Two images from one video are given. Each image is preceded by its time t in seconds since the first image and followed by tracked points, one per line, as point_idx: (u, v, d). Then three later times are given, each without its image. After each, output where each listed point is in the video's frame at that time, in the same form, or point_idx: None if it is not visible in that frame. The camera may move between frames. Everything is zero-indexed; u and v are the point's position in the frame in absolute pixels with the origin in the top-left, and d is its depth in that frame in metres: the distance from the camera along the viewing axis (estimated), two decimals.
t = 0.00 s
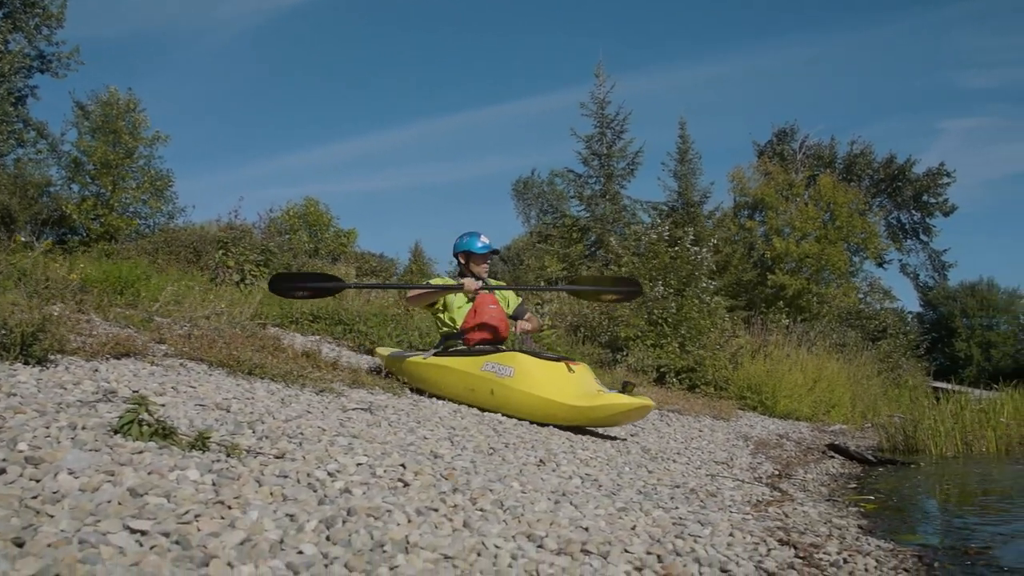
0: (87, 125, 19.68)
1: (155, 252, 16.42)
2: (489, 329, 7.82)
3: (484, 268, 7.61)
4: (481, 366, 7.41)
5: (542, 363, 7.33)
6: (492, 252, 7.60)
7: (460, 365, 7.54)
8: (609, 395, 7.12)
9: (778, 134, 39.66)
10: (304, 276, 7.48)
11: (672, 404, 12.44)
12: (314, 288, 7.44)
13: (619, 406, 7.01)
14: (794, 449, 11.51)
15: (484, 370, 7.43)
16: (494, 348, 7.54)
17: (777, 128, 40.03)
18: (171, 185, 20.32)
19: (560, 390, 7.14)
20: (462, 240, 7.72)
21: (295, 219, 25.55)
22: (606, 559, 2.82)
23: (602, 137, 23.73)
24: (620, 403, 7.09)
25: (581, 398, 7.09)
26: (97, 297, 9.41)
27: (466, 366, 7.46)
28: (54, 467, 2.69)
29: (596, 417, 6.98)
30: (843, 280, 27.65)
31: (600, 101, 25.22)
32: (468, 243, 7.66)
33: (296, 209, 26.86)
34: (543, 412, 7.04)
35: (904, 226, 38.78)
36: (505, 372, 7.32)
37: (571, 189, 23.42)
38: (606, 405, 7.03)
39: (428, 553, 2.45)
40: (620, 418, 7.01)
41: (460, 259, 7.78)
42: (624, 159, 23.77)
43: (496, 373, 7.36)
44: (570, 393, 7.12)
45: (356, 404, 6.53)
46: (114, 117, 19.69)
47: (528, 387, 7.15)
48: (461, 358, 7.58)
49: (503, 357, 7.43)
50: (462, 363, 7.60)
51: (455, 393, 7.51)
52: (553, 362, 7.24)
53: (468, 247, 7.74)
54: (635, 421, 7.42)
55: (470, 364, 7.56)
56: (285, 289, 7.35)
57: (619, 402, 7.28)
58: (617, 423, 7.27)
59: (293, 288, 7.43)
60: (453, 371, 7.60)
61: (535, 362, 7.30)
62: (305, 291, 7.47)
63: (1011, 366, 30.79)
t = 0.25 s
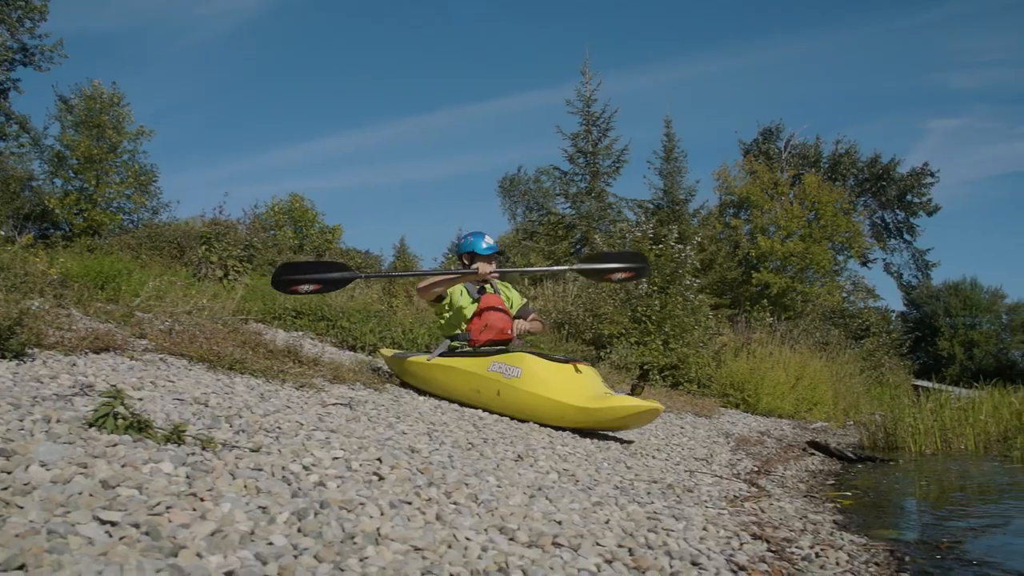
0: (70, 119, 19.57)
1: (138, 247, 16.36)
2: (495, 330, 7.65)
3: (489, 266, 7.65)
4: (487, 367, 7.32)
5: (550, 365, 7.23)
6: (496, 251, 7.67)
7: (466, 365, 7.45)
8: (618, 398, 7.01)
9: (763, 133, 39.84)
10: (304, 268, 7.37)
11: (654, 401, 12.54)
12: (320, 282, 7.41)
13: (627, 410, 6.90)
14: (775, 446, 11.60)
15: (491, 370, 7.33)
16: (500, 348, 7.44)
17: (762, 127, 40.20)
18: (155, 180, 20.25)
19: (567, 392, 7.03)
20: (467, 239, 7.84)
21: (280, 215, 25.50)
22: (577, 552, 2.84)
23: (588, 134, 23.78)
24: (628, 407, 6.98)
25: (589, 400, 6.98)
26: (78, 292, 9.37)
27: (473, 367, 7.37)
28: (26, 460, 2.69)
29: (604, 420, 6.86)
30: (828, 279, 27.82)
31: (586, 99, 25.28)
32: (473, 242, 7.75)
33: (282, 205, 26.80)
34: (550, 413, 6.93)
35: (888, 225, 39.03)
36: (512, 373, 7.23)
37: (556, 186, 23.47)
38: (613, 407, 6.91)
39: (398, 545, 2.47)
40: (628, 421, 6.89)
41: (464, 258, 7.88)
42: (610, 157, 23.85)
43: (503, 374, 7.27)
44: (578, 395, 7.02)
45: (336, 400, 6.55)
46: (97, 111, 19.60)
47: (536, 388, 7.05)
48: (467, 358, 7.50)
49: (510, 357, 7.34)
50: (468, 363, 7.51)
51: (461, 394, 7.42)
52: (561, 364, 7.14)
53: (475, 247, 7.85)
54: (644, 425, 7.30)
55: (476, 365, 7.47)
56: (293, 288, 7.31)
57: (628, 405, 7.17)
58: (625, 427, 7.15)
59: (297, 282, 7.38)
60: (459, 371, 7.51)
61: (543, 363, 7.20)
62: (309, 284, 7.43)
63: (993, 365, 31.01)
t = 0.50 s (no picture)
0: (50, 113, 19.43)
1: (119, 242, 16.27)
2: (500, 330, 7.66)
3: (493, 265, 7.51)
4: (492, 366, 7.26)
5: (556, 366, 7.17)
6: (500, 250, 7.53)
7: (470, 363, 7.39)
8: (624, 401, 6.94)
9: (747, 132, 39.99)
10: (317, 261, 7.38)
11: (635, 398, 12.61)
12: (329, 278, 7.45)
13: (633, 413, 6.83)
14: (753, 443, 11.68)
15: (496, 370, 7.27)
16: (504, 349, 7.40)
17: (746, 126, 40.34)
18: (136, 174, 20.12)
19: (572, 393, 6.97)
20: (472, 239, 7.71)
21: (263, 210, 25.40)
22: (545, 544, 2.87)
23: (571, 132, 23.80)
24: (634, 410, 6.91)
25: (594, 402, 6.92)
26: (55, 286, 9.31)
27: (477, 366, 7.31)
28: None
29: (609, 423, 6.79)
30: (809, 278, 27.99)
31: (570, 97, 25.33)
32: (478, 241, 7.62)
33: (264, 201, 26.69)
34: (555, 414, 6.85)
35: (869, 225, 39.27)
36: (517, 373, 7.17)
37: (540, 184, 23.53)
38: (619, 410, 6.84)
39: (366, 536, 2.49)
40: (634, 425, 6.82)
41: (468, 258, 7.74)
42: (593, 154, 23.89)
43: (508, 373, 7.20)
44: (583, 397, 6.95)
45: (313, 395, 6.56)
46: (78, 105, 19.47)
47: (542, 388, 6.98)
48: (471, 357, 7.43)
49: (515, 358, 7.28)
50: (472, 363, 7.45)
51: (464, 393, 7.35)
52: (568, 365, 7.09)
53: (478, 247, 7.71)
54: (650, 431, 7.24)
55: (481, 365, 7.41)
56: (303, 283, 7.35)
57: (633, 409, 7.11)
58: (630, 431, 7.09)
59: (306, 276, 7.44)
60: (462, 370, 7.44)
61: (550, 364, 7.14)
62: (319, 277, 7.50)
63: (973, 363, 31.20)
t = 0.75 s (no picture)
0: (28, 106, 19.28)
1: (97, 237, 16.18)
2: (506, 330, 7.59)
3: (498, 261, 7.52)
4: (496, 369, 7.24)
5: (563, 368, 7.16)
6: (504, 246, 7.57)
7: (473, 366, 7.36)
8: (630, 405, 6.94)
9: (728, 131, 40.17)
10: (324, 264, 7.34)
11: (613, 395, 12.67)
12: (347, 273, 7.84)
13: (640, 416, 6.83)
14: (730, 440, 11.76)
15: (500, 373, 7.25)
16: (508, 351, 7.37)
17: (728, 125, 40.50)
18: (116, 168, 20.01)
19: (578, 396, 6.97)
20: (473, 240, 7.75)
21: (244, 206, 25.30)
22: (512, 537, 2.89)
23: (554, 129, 23.83)
24: (640, 413, 6.91)
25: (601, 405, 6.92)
26: (30, 281, 9.26)
27: (481, 369, 7.26)
28: None
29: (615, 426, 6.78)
30: (789, 277, 28.16)
31: (553, 94, 25.38)
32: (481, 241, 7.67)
33: (245, 196, 26.60)
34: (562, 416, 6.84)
35: (850, 225, 39.52)
36: (522, 376, 7.15)
37: (521, 181, 23.56)
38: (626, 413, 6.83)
39: (332, 528, 2.51)
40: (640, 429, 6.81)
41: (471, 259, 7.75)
42: (576, 152, 23.95)
43: (512, 376, 7.18)
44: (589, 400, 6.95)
45: (289, 390, 6.57)
46: (57, 98, 19.34)
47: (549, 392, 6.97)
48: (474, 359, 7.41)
49: (520, 360, 7.26)
50: (476, 365, 7.42)
51: (467, 396, 7.32)
52: (572, 368, 7.08)
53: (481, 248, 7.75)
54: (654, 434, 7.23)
55: (484, 367, 7.38)
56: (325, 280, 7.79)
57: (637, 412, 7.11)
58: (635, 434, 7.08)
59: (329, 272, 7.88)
60: (465, 373, 7.41)
61: (556, 367, 7.13)
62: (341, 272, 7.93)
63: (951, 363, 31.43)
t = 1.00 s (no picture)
0: (5, 99, 19.13)
1: (75, 232, 16.08)
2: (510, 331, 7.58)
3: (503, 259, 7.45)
4: (502, 371, 7.21)
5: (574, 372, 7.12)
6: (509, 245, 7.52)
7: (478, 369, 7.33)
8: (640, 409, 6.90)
9: (710, 129, 40.34)
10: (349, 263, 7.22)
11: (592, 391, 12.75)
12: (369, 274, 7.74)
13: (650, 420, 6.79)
14: (707, 436, 11.83)
15: (505, 375, 7.23)
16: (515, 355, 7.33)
17: (710, 123, 40.66)
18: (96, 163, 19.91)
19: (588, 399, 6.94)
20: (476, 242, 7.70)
21: (224, 201, 25.20)
22: (479, 529, 2.92)
23: (536, 126, 23.87)
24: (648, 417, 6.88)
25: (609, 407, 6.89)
26: (5, 275, 9.20)
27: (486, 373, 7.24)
28: None
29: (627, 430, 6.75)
30: (770, 275, 28.31)
31: (535, 91, 25.42)
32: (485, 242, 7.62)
33: (226, 191, 26.49)
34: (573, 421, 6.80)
35: (830, 223, 39.75)
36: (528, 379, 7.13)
37: (503, 177, 23.59)
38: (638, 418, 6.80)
39: (298, 520, 2.52)
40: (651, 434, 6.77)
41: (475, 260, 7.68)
42: (558, 149, 24.01)
43: (518, 379, 7.16)
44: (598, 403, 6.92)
45: (264, 385, 6.57)
46: (35, 91, 19.19)
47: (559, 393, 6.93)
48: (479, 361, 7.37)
49: (526, 363, 7.23)
50: (481, 368, 7.39)
51: (473, 399, 7.30)
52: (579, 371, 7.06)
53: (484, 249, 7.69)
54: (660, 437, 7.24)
55: (489, 370, 7.36)
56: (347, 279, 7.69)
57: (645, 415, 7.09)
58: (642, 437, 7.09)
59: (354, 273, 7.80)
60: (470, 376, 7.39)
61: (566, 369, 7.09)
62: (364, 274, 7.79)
63: (930, 361, 32.15)
